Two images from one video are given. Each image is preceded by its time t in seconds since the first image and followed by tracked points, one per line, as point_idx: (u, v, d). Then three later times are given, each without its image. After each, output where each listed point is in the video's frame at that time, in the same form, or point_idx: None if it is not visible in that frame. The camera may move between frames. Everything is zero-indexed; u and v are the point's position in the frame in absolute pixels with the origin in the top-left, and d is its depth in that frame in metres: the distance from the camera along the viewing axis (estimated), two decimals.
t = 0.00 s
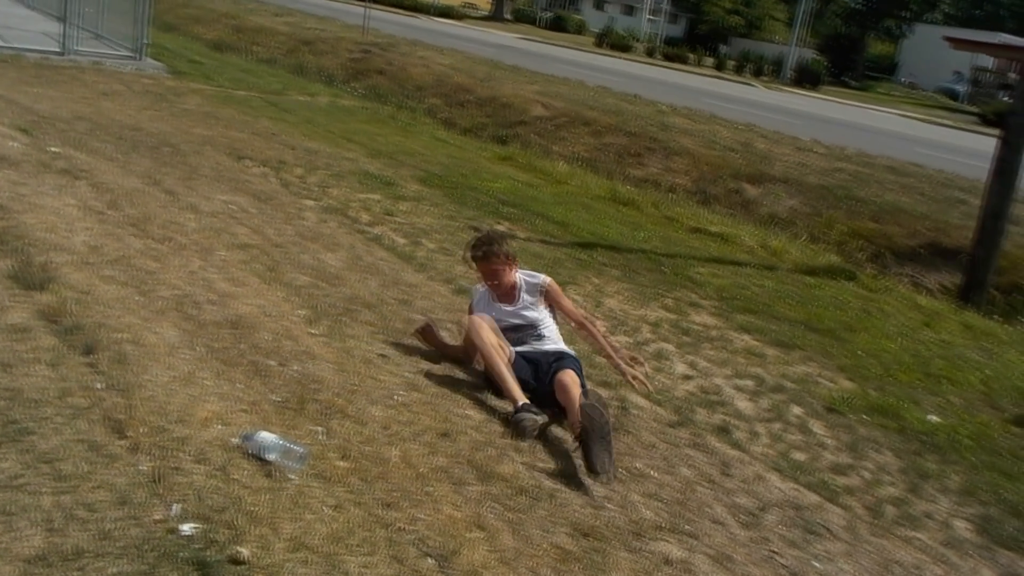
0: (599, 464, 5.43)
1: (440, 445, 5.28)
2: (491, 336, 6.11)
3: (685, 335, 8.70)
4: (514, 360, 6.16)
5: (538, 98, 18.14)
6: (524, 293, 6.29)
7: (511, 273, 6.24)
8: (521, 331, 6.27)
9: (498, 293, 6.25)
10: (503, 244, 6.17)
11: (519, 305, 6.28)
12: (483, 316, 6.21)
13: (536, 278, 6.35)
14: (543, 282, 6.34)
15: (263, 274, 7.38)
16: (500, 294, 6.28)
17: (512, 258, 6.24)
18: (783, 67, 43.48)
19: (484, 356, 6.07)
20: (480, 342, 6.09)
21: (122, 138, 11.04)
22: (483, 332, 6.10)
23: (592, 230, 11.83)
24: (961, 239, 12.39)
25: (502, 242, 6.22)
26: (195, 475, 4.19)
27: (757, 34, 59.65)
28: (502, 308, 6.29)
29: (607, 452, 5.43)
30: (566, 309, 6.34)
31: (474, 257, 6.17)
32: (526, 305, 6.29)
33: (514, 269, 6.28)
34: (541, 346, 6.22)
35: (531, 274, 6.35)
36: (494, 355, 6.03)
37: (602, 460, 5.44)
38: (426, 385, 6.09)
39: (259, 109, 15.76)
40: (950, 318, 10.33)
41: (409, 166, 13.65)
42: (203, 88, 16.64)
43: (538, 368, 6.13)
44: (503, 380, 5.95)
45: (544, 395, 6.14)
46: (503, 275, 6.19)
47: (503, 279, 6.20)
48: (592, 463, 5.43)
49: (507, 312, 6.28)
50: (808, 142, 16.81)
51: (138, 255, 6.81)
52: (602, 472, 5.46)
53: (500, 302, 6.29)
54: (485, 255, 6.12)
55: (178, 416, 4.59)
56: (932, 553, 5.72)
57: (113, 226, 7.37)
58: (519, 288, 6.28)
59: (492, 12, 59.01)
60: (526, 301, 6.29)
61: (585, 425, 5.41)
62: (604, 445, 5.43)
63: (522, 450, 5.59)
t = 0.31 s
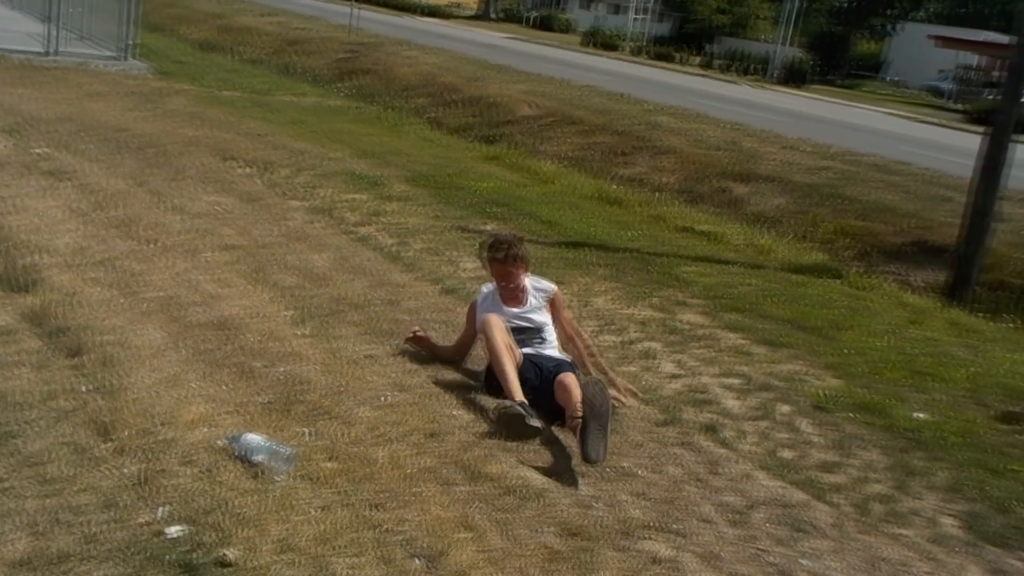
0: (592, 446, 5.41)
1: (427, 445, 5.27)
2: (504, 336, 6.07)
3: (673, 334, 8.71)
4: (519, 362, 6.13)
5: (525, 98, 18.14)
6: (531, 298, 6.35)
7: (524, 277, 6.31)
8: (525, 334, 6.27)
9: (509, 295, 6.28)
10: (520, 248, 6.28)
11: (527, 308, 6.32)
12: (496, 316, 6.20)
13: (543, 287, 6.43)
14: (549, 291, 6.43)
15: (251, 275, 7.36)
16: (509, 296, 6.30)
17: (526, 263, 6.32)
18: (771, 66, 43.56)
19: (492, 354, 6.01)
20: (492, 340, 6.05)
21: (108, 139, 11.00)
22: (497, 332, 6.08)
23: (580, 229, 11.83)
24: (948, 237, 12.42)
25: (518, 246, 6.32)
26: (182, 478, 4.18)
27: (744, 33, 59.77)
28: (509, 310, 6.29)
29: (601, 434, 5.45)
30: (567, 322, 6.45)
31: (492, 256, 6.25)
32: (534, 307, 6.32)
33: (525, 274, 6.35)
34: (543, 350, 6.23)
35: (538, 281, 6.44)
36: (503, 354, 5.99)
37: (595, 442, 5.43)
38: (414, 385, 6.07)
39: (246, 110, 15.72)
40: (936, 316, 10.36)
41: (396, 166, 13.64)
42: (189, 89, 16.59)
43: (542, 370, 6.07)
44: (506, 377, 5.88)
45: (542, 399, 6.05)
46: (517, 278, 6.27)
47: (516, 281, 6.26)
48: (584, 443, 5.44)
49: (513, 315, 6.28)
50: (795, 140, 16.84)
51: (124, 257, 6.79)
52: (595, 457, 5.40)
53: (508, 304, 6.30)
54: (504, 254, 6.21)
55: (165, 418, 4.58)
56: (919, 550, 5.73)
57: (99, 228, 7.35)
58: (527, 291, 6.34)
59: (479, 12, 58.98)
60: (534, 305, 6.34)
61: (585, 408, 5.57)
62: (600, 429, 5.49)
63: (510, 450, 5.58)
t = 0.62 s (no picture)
0: (602, 443, 5.49)
1: (421, 443, 5.28)
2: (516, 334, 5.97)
3: (666, 331, 8.72)
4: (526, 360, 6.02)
5: (517, 96, 18.16)
6: (538, 298, 6.27)
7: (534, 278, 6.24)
8: (530, 334, 6.18)
9: (518, 295, 6.20)
10: (536, 250, 6.20)
11: (534, 308, 6.21)
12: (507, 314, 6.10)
13: (551, 289, 6.35)
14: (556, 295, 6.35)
15: (242, 274, 7.35)
16: (518, 295, 6.22)
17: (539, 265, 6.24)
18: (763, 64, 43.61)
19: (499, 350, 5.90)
20: (501, 336, 5.94)
21: (99, 139, 10.97)
22: (507, 327, 5.95)
23: (573, 228, 11.84)
24: (939, 234, 12.46)
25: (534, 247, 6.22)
26: (174, 477, 4.18)
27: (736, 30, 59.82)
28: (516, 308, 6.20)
29: (611, 432, 5.53)
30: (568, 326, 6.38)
31: (507, 255, 6.15)
32: (540, 308, 6.23)
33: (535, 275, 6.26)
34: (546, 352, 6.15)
35: (546, 284, 6.36)
36: (510, 350, 5.88)
37: (605, 439, 5.51)
38: (407, 384, 6.07)
39: (238, 109, 15.70)
40: (929, 312, 10.39)
41: (389, 165, 13.63)
42: (181, 88, 16.55)
43: (546, 370, 5.98)
44: (511, 373, 5.79)
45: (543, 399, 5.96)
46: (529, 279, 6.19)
47: (526, 282, 6.18)
48: (595, 440, 5.51)
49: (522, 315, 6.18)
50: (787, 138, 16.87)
51: (115, 256, 6.78)
52: (605, 453, 5.50)
53: (515, 303, 6.22)
54: (520, 254, 6.12)
55: (156, 418, 4.58)
56: (912, 545, 5.76)
57: (91, 228, 7.33)
58: (535, 292, 6.26)
59: (471, 10, 58.92)
60: (541, 306, 6.24)
61: (594, 404, 5.59)
62: (609, 426, 5.56)
63: (503, 448, 5.58)
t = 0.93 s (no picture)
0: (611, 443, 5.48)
1: (407, 440, 5.27)
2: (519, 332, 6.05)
3: (653, 327, 8.73)
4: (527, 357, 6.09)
5: (503, 92, 18.14)
6: (539, 297, 6.36)
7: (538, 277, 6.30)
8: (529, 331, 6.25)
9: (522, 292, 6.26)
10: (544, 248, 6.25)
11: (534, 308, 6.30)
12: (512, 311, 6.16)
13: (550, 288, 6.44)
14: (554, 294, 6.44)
15: (228, 272, 7.32)
16: (520, 291, 6.30)
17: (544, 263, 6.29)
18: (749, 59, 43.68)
19: (502, 345, 5.97)
20: (505, 333, 6.01)
21: (83, 136, 10.92)
22: (512, 324, 6.02)
23: (559, 223, 11.84)
24: (924, 228, 12.51)
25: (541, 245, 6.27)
26: (159, 475, 4.17)
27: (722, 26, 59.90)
28: (517, 305, 6.28)
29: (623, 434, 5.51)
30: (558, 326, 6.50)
31: (517, 251, 6.16)
32: (540, 307, 6.33)
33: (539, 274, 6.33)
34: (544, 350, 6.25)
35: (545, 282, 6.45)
36: (514, 345, 5.95)
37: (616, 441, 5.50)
38: (394, 381, 6.07)
39: (223, 106, 15.65)
40: (914, 306, 10.43)
41: (375, 161, 13.61)
42: (165, 85, 16.48)
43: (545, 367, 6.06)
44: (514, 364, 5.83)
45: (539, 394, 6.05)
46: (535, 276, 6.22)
47: (532, 280, 6.22)
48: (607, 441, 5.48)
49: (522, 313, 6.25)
50: (772, 133, 16.91)
51: (100, 254, 6.75)
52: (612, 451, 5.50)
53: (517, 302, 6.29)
54: (531, 252, 6.13)
55: (141, 416, 4.56)
56: (897, 538, 5.79)
57: (75, 226, 7.30)
58: (535, 291, 6.35)
59: (457, 6, 58.83)
60: (541, 305, 6.34)
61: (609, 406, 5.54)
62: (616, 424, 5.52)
63: (490, 444, 5.59)
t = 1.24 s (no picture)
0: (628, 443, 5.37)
1: (402, 437, 5.26)
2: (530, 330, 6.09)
3: (646, 323, 8.73)
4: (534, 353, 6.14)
5: (495, 89, 18.13)
6: (542, 291, 6.37)
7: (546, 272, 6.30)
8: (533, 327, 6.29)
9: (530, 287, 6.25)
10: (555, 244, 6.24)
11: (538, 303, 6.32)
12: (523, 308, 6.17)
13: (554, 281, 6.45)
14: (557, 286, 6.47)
15: (221, 270, 7.30)
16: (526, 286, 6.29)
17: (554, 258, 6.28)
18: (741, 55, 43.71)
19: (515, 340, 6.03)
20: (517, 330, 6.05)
21: (74, 135, 10.88)
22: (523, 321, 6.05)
23: (552, 220, 11.83)
24: (917, 223, 12.53)
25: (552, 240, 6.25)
26: (153, 473, 4.15)
27: (714, 22, 59.93)
28: (524, 300, 6.29)
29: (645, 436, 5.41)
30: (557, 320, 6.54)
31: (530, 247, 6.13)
32: (544, 301, 6.34)
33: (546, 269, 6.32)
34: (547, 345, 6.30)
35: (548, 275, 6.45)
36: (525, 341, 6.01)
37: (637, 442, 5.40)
38: (389, 378, 6.06)
39: (215, 104, 15.60)
40: (907, 301, 10.45)
41: (367, 159, 13.59)
42: (157, 83, 16.43)
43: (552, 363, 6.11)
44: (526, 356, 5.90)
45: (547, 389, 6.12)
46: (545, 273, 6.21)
47: (543, 275, 6.22)
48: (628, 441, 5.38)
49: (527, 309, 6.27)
50: (765, 129, 16.93)
51: (91, 253, 6.73)
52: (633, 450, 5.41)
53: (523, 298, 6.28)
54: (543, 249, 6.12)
55: (135, 414, 4.55)
56: (891, 532, 5.80)
57: (66, 224, 7.27)
58: (541, 284, 6.35)
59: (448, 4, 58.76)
60: (544, 299, 6.37)
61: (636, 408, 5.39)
62: (639, 424, 5.40)
63: (484, 441, 5.58)
